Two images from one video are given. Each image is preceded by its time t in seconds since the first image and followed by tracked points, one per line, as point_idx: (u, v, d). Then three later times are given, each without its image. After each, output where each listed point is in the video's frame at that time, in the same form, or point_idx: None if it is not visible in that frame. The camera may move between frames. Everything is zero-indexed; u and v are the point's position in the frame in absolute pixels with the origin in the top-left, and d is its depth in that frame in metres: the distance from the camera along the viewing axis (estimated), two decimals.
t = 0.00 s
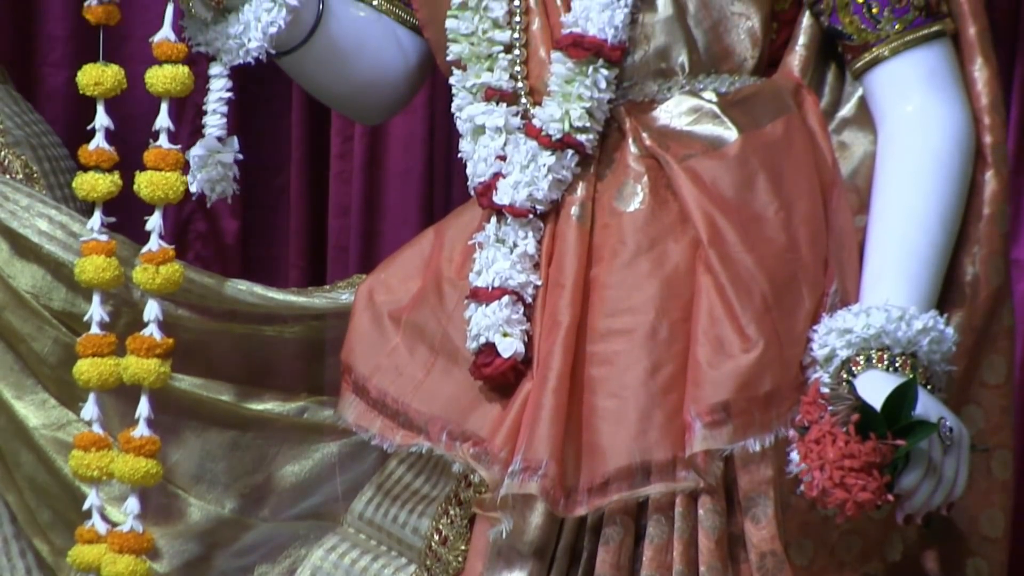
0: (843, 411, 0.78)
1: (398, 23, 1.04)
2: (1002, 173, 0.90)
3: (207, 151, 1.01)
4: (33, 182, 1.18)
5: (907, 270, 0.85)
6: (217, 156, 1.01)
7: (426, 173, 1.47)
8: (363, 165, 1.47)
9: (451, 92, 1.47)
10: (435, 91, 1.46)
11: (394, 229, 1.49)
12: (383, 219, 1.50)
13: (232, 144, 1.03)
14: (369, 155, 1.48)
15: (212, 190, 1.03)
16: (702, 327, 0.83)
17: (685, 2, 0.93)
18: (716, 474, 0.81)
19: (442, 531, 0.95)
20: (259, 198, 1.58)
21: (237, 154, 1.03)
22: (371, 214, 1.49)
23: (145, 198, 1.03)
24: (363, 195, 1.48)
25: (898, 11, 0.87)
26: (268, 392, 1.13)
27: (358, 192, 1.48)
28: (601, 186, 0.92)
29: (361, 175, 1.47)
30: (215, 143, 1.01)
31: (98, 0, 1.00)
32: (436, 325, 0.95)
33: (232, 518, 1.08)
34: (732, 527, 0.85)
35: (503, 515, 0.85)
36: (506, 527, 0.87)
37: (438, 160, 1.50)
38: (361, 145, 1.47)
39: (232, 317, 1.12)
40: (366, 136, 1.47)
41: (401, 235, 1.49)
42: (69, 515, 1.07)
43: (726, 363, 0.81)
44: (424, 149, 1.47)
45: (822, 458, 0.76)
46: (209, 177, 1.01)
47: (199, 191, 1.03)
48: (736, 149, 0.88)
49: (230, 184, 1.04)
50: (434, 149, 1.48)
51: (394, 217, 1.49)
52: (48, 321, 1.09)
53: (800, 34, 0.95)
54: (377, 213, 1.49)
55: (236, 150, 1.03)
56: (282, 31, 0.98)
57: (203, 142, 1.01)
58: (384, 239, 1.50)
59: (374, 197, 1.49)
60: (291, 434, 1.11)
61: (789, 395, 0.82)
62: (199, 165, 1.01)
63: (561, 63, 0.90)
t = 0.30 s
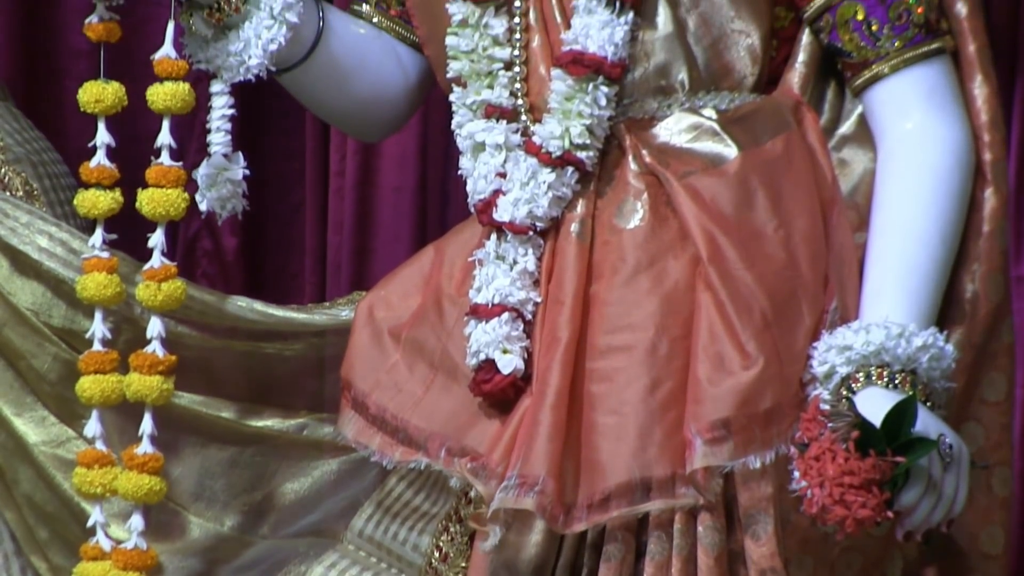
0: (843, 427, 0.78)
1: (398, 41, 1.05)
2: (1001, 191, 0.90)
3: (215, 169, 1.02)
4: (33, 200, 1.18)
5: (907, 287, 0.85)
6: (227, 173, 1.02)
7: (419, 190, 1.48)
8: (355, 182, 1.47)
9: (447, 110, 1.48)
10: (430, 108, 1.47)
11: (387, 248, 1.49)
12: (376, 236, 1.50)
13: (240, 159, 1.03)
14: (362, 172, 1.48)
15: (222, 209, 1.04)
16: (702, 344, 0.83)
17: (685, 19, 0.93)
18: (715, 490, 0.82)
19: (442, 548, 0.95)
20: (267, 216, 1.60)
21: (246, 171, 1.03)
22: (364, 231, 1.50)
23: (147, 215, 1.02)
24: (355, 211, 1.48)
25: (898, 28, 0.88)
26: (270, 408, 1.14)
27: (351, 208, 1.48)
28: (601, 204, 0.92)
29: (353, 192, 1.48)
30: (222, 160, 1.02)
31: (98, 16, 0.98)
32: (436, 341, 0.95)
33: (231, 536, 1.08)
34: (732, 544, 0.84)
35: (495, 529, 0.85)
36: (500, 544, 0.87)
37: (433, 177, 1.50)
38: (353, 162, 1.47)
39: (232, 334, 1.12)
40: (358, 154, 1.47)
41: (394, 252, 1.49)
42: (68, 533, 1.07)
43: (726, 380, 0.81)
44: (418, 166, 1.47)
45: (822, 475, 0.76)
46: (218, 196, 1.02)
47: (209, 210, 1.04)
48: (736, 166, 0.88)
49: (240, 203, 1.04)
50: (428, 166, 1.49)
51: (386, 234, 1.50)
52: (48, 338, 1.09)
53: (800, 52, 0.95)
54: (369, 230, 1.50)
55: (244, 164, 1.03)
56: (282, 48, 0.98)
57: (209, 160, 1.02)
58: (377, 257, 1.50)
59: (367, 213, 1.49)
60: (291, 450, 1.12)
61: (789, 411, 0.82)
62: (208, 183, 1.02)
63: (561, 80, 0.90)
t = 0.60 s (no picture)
0: (843, 444, 0.78)
1: (398, 58, 1.05)
2: (1001, 209, 0.90)
3: (210, 186, 1.02)
4: (33, 217, 1.18)
5: (907, 305, 0.85)
6: (220, 190, 1.02)
7: (416, 207, 1.48)
8: (351, 198, 1.47)
9: (444, 127, 1.48)
10: (427, 125, 1.47)
11: (383, 263, 1.49)
12: (372, 252, 1.49)
13: (236, 177, 1.03)
14: (358, 188, 1.48)
15: (214, 225, 1.03)
16: (702, 361, 0.83)
17: (685, 36, 0.93)
18: (716, 507, 0.81)
19: (442, 565, 0.95)
20: (290, 236, 1.59)
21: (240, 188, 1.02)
22: (359, 247, 1.49)
23: (147, 232, 1.02)
24: (351, 227, 1.48)
25: (898, 46, 0.88)
26: (269, 425, 1.14)
27: (347, 224, 1.48)
28: (601, 221, 0.92)
29: (349, 209, 1.48)
30: (217, 177, 1.01)
31: (99, 33, 0.98)
32: (436, 358, 0.95)
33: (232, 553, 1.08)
34: (732, 561, 0.84)
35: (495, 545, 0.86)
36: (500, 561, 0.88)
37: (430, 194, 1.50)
38: (350, 179, 1.47)
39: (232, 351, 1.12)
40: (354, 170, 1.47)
41: (389, 269, 1.48)
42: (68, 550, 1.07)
43: (726, 397, 0.81)
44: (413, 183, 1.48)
45: (822, 492, 0.76)
46: (210, 212, 1.02)
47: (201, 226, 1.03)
48: (736, 184, 0.88)
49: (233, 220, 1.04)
50: (424, 182, 1.49)
51: (382, 250, 1.49)
52: (48, 355, 1.09)
53: (800, 69, 0.95)
54: (365, 247, 1.49)
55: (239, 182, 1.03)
56: (282, 65, 0.99)
57: (206, 177, 1.01)
58: (373, 273, 1.49)
59: (364, 230, 1.49)
60: (292, 467, 1.11)
61: (789, 428, 0.82)
62: (200, 201, 1.02)
63: (561, 98, 0.91)
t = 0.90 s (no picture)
0: (843, 462, 0.78)
1: (398, 75, 1.05)
2: (1001, 227, 0.90)
3: (215, 205, 1.02)
4: (33, 235, 1.19)
5: (907, 323, 0.85)
6: (226, 209, 1.02)
7: (421, 226, 1.48)
8: (357, 218, 1.47)
9: (448, 146, 1.48)
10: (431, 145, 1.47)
11: (388, 283, 1.48)
12: (377, 271, 1.48)
13: (240, 195, 1.03)
14: (363, 208, 1.48)
15: (223, 244, 1.03)
16: (703, 379, 0.83)
17: (685, 54, 0.93)
18: (716, 525, 0.81)
19: None
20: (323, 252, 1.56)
21: (246, 207, 1.03)
22: (365, 267, 1.49)
23: (146, 250, 1.02)
24: (357, 246, 1.47)
25: (898, 63, 0.89)
26: (271, 442, 1.14)
27: (352, 244, 1.48)
28: (601, 239, 0.92)
29: (355, 229, 1.47)
30: (223, 196, 1.02)
31: (99, 51, 0.99)
32: (436, 375, 0.95)
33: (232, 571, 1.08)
34: None
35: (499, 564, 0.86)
36: None
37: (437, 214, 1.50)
38: (355, 198, 1.47)
39: (233, 369, 1.12)
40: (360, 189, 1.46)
41: (395, 288, 1.48)
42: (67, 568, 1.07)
43: (726, 416, 0.81)
44: (418, 202, 1.48)
45: (822, 510, 0.76)
46: (218, 231, 1.02)
47: (209, 246, 1.03)
48: (737, 202, 0.88)
49: (240, 238, 1.04)
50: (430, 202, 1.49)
51: (388, 270, 1.49)
52: (48, 373, 1.09)
53: (800, 87, 0.95)
54: (371, 266, 1.48)
55: (244, 200, 1.03)
56: (282, 83, 0.99)
57: (209, 196, 1.02)
58: (378, 293, 1.48)
59: (369, 250, 1.48)
60: (292, 485, 1.11)
61: (789, 446, 0.82)
62: (208, 219, 1.02)
63: (561, 116, 0.91)
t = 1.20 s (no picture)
0: (843, 474, 0.78)
1: (398, 87, 1.05)
2: (1002, 238, 0.90)
3: (209, 216, 1.02)
4: (33, 247, 1.19)
5: (907, 335, 0.85)
6: (220, 221, 1.02)
7: (432, 238, 1.47)
8: (368, 230, 1.46)
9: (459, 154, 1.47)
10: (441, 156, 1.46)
11: (399, 295, 1.48)
12: (389, 284, 1.48)
13: (235, 208, 1.03)
14: (374, 220, 1.47)
15: (214, 255, 1.03)
16: (703, 391, 0.83)
17: (685, 66, 0.93)
18: (716, 537, 0.81)
19: None
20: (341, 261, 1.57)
21: (239, 218, 1.03)
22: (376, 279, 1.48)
23: (145, 262, 1.02)
24: (368, 258, 1.47)
25: (898, 75, 0.89)
26: (269, 455, 1.14)
27: (363, 257, 1.47)
28: (601, 251, 0.92)
29: (366, 241, 1.47)
30: (217, 208, 1.01)
31: (98, 64, 0.99)
32: (436, 387, 0.95)
33: None
34: None
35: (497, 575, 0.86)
36: None
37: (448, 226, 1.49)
38: (366, 211, 1.47)
39: (232, 381, 1.12)
40: (371, 202, 1.46)
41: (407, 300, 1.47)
42: None
43: (726, 428, 0.81)
44: (429, 213, 1.47)
45: (823, 522, 0.76)
46: (209, 242, 1.02)
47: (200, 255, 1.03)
48: (737, 214, 0.88)
49: (232, 249, 1.04)
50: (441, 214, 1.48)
51: (399, 283, 1.48)
52: (48, 386, 1.09)
53: (800, 98, 0.95)
54: (382, 278, 1.48)
55: (237, 213, 1.03)
56: (281, 95, 0.99)
57: (205, 207, 1.02)
58: (389, 306, 1.48)
59: (380, 262, 1.48)
60: (292, 497, 1.11)
61: (790, 458, 0.82)
62: (201, 229, 1.02)
63: (561, 127, 0.91)
